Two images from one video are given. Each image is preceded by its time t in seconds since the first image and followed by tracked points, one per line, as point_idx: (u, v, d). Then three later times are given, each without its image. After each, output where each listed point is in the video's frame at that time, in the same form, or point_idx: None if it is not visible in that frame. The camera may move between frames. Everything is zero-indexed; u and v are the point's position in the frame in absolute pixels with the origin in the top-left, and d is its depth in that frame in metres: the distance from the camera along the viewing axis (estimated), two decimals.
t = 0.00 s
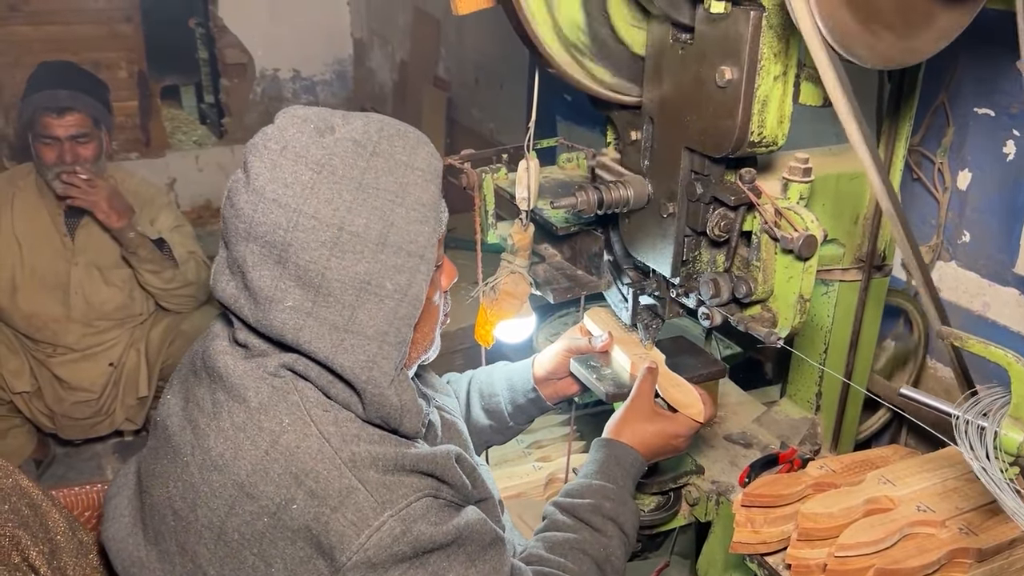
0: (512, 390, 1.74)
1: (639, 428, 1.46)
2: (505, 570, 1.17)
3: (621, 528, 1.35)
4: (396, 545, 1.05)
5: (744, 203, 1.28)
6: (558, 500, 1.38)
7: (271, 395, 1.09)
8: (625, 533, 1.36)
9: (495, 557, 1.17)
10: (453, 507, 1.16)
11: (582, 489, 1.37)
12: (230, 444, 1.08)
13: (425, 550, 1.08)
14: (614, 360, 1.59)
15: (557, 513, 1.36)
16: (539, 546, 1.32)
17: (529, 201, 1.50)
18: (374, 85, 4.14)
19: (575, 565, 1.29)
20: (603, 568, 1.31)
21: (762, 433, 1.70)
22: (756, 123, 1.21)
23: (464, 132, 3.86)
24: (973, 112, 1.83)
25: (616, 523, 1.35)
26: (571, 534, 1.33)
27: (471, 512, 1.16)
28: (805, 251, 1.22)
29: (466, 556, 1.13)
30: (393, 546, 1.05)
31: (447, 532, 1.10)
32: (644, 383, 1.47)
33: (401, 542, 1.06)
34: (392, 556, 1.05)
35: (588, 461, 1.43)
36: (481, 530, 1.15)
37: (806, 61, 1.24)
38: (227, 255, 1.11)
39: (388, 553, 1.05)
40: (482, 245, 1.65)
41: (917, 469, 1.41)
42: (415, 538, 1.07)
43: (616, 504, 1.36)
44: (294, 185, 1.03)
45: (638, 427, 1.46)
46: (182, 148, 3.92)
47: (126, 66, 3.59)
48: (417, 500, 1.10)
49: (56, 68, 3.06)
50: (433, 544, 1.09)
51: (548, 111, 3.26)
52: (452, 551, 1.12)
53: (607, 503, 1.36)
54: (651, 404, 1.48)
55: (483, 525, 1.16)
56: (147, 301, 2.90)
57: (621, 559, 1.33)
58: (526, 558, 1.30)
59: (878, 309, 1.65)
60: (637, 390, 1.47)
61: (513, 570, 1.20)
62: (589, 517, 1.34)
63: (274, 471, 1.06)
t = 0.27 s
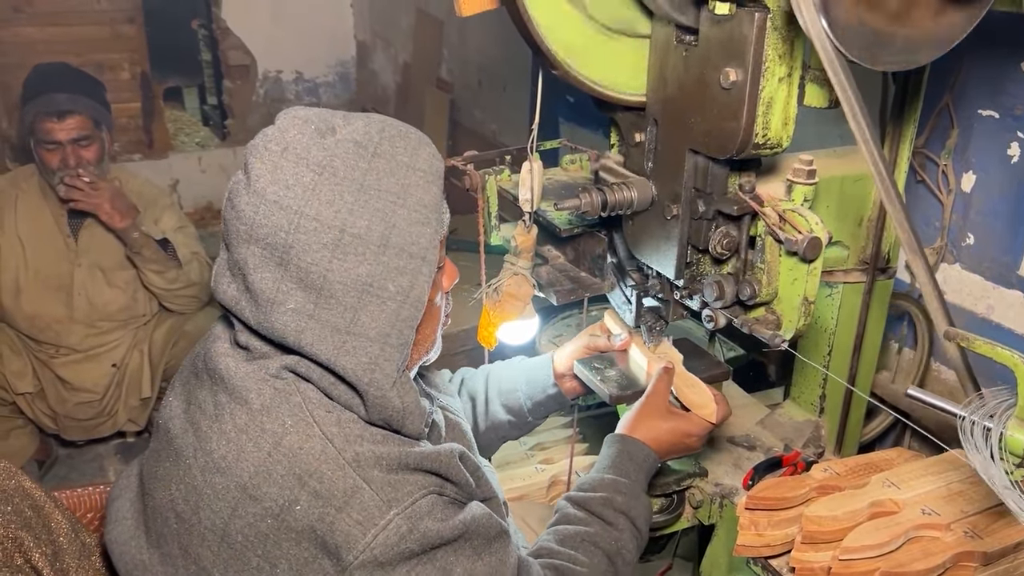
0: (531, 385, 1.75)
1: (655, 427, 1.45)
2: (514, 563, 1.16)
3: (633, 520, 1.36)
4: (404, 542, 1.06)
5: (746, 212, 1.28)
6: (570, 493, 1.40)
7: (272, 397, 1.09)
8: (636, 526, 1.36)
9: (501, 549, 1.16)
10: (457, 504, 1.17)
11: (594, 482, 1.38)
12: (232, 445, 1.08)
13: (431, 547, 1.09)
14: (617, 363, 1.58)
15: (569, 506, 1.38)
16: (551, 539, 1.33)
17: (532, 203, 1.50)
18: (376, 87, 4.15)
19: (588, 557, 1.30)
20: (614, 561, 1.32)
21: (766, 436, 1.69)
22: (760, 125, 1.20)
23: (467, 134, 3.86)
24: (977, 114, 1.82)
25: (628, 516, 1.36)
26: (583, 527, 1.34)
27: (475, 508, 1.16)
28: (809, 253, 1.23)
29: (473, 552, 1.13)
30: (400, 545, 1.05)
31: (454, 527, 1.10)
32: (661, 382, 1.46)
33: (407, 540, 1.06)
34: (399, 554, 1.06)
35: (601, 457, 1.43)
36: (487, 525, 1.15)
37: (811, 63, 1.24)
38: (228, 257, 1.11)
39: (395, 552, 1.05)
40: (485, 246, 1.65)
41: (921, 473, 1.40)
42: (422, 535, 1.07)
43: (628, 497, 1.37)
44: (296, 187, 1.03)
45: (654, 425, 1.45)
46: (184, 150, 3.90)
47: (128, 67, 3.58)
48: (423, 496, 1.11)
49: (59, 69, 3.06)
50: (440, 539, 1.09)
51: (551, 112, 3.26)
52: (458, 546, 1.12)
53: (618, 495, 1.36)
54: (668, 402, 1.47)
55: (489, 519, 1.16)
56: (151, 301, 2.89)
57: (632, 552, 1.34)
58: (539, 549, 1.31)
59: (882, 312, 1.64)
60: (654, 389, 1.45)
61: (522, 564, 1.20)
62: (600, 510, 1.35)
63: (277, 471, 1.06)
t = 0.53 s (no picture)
0: (524, 393, 1.73)
1: (656, 433, 1.46)
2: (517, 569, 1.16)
3: (634, 530, 1.36)
4: (407, 548, 1.05)
5: (753, 208, 1.27)
6: (571, 502, 1.39)
7: (277, 400, 1.08)
8: (638, 536, 1.36)
9: (504, 560, 1.17)
10: (462, 510, 1.16)
11: (595, 492, 1.38)
12: (238, 448, 1.08)
13: (434, 555, 1.08)
14: (620, 365, 1.56)
15: (571, 515, 1.37)
16: (552, 548, 1.32)
17: (536, 205, 1.50)
18: (378, 89, 4.14)
19: (590, 566, 1.29)
20: (616, 570, 1.31)
21: (770, 439, 1.68)
22: (765, 128, 1.20)
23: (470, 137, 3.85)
24: (982, 117, 1.82)
25: (629, 526, 1.36)
26: (585, 536, 1.33)
27: (480, 516, 1.16)
28: (814, 256, 1.22)
29: (476, 559, 1.13)
30: (404, 550, 1.05)
31: (457, 535, 1.10)
32: (663, 388, 1.46)
33: (412, 546, 1.06)
34: (403, 560, 1.05)
35: (602, 463, 1.44)
36: (492, 533, 1.15)
37: (816, 66, 1.24)
38: (231, 262, 1.11)
39: (399, 557, 1.04)
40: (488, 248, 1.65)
41: (924, 477, 1.39)
42: (425, 541, 1.07)
43: (629, 507, 1.37)
44: (298, 191, 1.03)
45: (655, 432, 1.46)
46: (187, 151, 3.92)
47: (131, 69, 3.60)
48: (428, 503, 1.10)
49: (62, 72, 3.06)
50: (443, 547, 1.09)
51: (554, 115, 3.26)
52: (462, 554, 1.12)
53: (620, 506, 1.36)
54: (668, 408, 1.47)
55: (494, 528, 1.16)
56: (153, 303, 2.89)
57: (634, 561, 1.33)
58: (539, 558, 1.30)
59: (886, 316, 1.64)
60: (655, 394, 1.46)
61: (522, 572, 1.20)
62: (602, 519, 1.35)
63: (282, 474, 1.06)
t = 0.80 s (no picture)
0: (526, 397, 1.74)
1: (656, 438, 1.45)
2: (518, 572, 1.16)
3: (637, 536, 1.35)
4: (409, 556, 1.05)
5: (755, 212, 1.27)
6: (573, 508, 1.39)
7: (282, 405, 1.08)
8: (641, 541, 1.35)
9: (506, 565, 1.18)
10: (464, 517, 1.16)
11: (597, 498, 1.37)
12: (242, 454, 1.08)
13: (437, 561, 1.08)
14: (624, 370, 1.57)
15: (573, 521, 1.36)
16: (554, 555, 1.31)
17: (539, 208, 1.49)
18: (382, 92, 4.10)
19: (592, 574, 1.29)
20: None
21: (773, 443, 1.68)
22: (769, 133, 1.20)
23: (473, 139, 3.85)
24: (986, 121, 1.81)
25: (632, 532, 1.35)
26: (587, 543, 1.32)
27: (483, 523, 1.16)
28: (817, 260, 1.21)
29: (479, 567, 1.13)
30: (406, 558, 1.05)
31: (460, 543, 1.10)
32: (665, 393, 1.45)
33: (414, 554, 1.06)
34: (405, 568, 1.05)
35: (605, 470, 1.43)
36: (494, 539, 1.15)
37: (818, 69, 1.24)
38: (237, 266, 1.11)
39: (400, 565, 1.04)
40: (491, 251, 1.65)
41: (928, 482, 1.39)
42: (427, 549, 1.07)
43: (632, 513, 1.36)
44: (306, 196, 1.03)
45: (655, 437, 1.45)
46: (189, 151, 3.92)
47: (134, 71, 3.62)
48: (430, 510, 1.10)
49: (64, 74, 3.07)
50: (444, 555, 1.08)
51: (556, 117, 3.26)
52: (464, 561, 1.12)
53: (623, 511, 1.35)
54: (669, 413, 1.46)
55: (495, 535, 1.16)
56: (155, 305, 2.89)
57: (636, 567, 1.33)
58: (542, 563, 1.30)
59: (889, 319, 1.63)
60: (657, 399, 1.45)
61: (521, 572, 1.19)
62: (604, 526, 1.34)
63: (285, 481, 1.06)
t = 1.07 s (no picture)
0: (547, 395, 1.74)
1: (679, 432, 1.48)
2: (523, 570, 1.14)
3: (654, 526, 1.35)
4: (416, 550, 1.06)
5: (758, 214, 1.27)
6: (591, 499, 1.39)
7: (284, 405, 1.08)
8: (658, 531, 1.35)
9: (510, 556, 1.15)
10: (466, 510, 1.15)
11: (617, 489, 1.38)
12: (245, 454, 1.08)
13: (440, 557, 1.08)
14: (626, 372, 1.56)
15: (590, 512, 1.37)
16: (573, 544, 1.32)
17: (541, 210, 1.50)
18: (384, 92, 4.35)
19: (606, 563, 1.29)
20: (633, 567, 1.31)
21: (776, 447, 1.68)
22: (771, 134, 1.20)
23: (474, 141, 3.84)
24: (988, 124, 1.81)
25: (649, 521, 1.35)
26: (603, 533, 1.33)
27: (486, 513, 1.15)
28: (819, 263, 1.22)
29: (484, 557, 1.13)
30: (415, 552, 1.05)
31: (466, 534, 1.10)
32: (689, 388, 1.48)
33: (421, 548, 1.06)
34: (412, 562, 1.05)
35: (624, 461, 1.45)
36: (498, 529, 1.14)
37: (821, 72, 1.23)
38: (239, 265, 1.11)
39: (409, 559, 1.05)
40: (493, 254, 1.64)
41: (930, 484, 1.38)
42: (435, 542, 1.07)
43: (649, 503, 1.36)
44: (309, 195, 1.03)
45: (678, 431, 1.48)
46: (191, 155, 4.01)
47: (137, 72, 3.73)
48: (435, 504, 1.10)
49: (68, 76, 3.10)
50: (452, 546, 1.09)
51: (558, 120, 3.26)
52: (468, 552, 1.12)
53: (642, 500, 1.36)
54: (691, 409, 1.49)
55: (500, 523, 1.15)
56: (157, 307, 2.89)
57: (651, 558, 1.33)
58: (561, 552, 1.30)
59: (891, 322, 1.63)
60: (680, 396, 1.48)
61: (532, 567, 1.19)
62: (622, 515, 1.34)
63: (289, 480, 1.06)
